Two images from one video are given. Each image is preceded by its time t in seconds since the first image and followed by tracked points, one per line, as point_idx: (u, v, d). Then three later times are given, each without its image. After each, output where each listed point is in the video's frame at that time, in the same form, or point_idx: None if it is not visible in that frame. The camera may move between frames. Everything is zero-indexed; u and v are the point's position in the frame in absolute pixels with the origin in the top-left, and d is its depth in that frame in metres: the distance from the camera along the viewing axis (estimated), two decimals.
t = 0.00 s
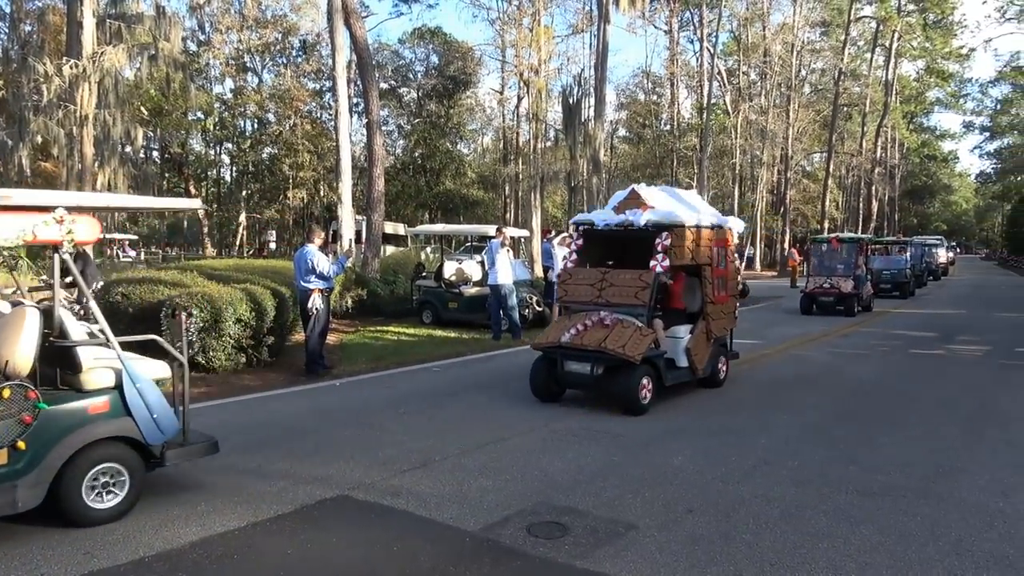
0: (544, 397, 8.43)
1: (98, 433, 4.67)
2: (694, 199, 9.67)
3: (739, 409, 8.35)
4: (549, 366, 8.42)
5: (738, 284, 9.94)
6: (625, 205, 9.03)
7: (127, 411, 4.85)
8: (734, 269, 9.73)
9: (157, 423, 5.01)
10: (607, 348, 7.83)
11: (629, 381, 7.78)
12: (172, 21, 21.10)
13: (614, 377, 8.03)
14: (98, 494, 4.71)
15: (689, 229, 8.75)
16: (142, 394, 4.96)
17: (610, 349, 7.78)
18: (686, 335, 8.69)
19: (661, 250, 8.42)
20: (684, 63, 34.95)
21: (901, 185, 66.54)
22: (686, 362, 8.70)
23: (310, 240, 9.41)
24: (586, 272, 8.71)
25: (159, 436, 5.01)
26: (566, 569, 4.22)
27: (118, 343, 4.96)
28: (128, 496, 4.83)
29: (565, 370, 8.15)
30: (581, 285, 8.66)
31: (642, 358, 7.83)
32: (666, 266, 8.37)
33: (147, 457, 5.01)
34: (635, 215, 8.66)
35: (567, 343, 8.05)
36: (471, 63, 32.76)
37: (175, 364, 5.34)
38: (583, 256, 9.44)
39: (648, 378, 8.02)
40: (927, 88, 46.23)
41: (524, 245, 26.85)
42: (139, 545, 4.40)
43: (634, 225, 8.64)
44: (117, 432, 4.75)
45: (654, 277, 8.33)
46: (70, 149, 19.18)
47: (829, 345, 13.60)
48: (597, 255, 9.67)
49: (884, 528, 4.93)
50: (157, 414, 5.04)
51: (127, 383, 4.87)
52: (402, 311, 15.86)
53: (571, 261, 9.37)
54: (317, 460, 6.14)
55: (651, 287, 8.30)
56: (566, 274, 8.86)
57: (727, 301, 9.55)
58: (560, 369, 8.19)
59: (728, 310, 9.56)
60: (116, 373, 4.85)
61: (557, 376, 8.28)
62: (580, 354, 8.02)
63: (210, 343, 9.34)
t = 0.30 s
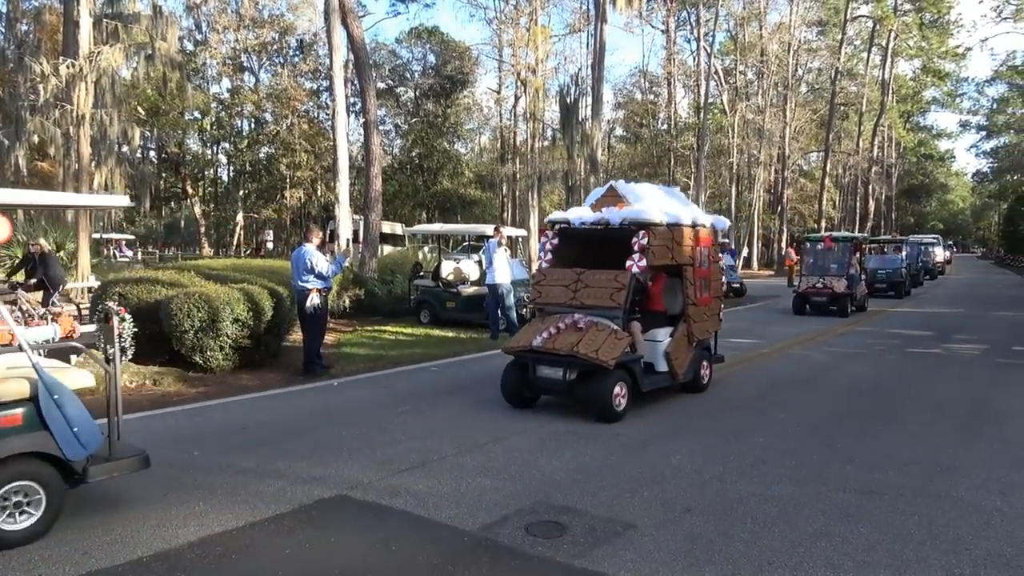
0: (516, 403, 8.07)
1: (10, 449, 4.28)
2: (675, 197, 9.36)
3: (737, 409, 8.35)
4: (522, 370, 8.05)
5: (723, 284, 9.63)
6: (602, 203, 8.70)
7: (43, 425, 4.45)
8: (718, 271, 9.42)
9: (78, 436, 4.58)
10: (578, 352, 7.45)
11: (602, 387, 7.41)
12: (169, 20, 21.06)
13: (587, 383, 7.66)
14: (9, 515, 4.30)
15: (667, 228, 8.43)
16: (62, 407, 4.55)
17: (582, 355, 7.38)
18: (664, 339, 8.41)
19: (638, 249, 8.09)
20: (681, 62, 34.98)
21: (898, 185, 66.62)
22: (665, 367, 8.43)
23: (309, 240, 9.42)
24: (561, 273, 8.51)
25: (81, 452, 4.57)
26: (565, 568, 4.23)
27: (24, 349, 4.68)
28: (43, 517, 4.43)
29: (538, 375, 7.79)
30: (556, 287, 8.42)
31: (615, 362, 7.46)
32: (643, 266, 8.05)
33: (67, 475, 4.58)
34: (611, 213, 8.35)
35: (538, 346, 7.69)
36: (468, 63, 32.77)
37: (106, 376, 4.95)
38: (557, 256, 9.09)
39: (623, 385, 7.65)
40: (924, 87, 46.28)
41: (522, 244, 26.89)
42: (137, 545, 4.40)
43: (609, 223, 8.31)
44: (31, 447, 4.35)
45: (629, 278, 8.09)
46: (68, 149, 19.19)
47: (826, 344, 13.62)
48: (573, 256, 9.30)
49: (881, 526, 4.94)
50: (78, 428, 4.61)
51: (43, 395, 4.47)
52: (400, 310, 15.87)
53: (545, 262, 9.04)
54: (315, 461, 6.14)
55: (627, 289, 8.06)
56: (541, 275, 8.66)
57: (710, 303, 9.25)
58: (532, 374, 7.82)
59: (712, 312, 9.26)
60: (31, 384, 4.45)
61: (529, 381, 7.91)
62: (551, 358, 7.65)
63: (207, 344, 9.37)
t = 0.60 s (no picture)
0: (489, 409, 7.67)
1: None
2: (657, 192, 8.96)
3: (738, 407, 8.36)
4: (495, 374, 7.63)
5: (709, 285, 9.25)
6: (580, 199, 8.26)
7: None
8: (702, 270, 9.02)
9: None
10: (552, 356, 6.98)
11: (575, 396, 7.00)
12: (172, 19, 21.07)
13: (560, 390, 7.24)
14: None
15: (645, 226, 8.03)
16: None
17: (556, 359, 6.92)
18: (647, 343, 8.01)
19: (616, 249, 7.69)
20: (684, 62, 34.95)
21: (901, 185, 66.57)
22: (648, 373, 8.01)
23: (312, 238, 9.44)
24: (536, 273, 8.07)
25: None
26: (567, 568, 4.22)
27: None
28: None
29: (511, 380, 7.37)
30: (531, 288, 7.96)
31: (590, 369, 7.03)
32: (621, 266, 7.68)
33: None
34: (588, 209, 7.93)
35: (510, 349, 7.25)
36: (470, 62, 32.79)
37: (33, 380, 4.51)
38: (534, 255, 8.68)
39: (598, 393, 7.24)
40: (926, 87, 46.25)
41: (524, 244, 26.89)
42: (140, 543, 4.40)
43: (586, 221, 7.89)
44: None
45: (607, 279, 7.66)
46: (70, 149, 19.21)
47: (828, 344, 13.61)
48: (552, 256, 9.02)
49: (884, 526, 4.94)
50: None
51: None
52: (402, 309, 15.86)
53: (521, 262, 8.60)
54: (316, 460, 6.13)
55: (605, 291, 7.62)
56: (516, 275, 8.20)
57: (695, 305, 8.85)
58: (505, 379, 7.40)
59: (697, 314, 8.87)
60: None
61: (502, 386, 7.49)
62: (524, 361, 7.20)
63: (208, 343, 9.37)
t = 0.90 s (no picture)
0: (463, 416, 7.32)
1: None
2: (641, 189, 8.55)
3: (745, 408, 8.35)
4: (470, 379, 7.30)
5: (698, 285, 8.89)
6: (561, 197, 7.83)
7: None
8: (690, 269, 8.64)
9: None
10: (524, 362, 6.60)
11: (549, 403, 6.63)
12: (180, 19, 21.12)
13: (535, 396, 6.86)
14: None
15: (628, 225, 7.61)
16: None
17: (528, 365, 6.54)
18: (630, 347, 7.64)
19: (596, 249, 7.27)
20: (691, 61, 34.87)
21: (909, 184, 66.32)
22: (631, 379, 7.66)
23: (319, 238, 9.47)
24: (514, 275, 7.66)
25: None
26: (573, 568, 4.22)
27: None
28: None
29: (484, 386, 7.04)
30: (508, 290, 7.57)
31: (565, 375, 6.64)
32: (600, 267, 7.24)
33: None
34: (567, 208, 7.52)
35: (482, 354, 6.89)
36: (477, 61, 32.78)
37: None
38: (513, 255, 8.26)
39: (574, 401, 6.86)
40: (934, 87, 46.04)
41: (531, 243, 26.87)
42: (148, 541, 4.42)
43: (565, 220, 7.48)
44: None
45: (586, 280, 7.23)
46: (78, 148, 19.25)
47: (835, 344, 13.59)
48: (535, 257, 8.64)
49: (891, 527, 4.93)
50: None
51: None
52: (408, 308, 15.88)
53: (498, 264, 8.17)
54: (323, 459, 6.15)
55: (583, 293, 7.19)
56: (494, 276, 7.80)
57: (681, 308, 8.49)
58: (478, 385, 7.06)
59: (684, 316, 8.50)
60: None
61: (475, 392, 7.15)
62: (496, 368, 6.84)
63: (215, 342, 9.41)
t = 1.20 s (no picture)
0: (439, 423, 6.99)
1: None
2: (631, 186, 8.21)
3: (759, 408, 8.31)
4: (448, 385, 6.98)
5: (692, 286, 8.51)
6: (544, 194, 7.49)
7: None
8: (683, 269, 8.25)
9: None
10: (498, 368, 6.28)
11: (525, 411, 6.29)
12: (194, 19, 21.22)
13: (512, 404, 6.53)
14: None
15: (613, 223, 7.27)
16: None
17: (503, 372, 6.22)
18: (616, 352, 7.27)
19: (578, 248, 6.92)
20: (704, 60, 34.74)
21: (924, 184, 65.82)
22: (618, 384, 7.28)
23: (332, 237, 9.51)
24: (494, 275, 7.36)
25: None
26: (587, 567, 4.21)
27: None
28: None
29: (460, 393, 6.72)
30: (488, 291, 7.28)
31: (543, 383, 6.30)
32: (582, 267, 6.90)
33: None
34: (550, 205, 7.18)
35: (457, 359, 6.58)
36: (489, 60, 32.82)
37: None
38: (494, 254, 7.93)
39: (553, 409, 6.50)
40: (950, 85, 45.63)
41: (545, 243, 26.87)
42: (164, 538, 4.45)
43: (548, 218, 7.14)
44: None
45: (566, 281, 6.88)
46: (94, 147, 19.37)
47: (849, 344, 13.50)
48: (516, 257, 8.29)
49: (906, 528, 4.90)
50: None
51: None
52: (420, 307, 15.91)
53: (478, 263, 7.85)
54: (335, 457, 6.16)
55: (564, 295, 6.85)
56: (474, 276, 7.51)
57: (674, 310, 8.12)
58: (455, 391, 6.74)
59: (676, 318, 8.12)
60: None
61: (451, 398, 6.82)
62: (471, 374, 6.52)
63: (229, 340, 9.43)
